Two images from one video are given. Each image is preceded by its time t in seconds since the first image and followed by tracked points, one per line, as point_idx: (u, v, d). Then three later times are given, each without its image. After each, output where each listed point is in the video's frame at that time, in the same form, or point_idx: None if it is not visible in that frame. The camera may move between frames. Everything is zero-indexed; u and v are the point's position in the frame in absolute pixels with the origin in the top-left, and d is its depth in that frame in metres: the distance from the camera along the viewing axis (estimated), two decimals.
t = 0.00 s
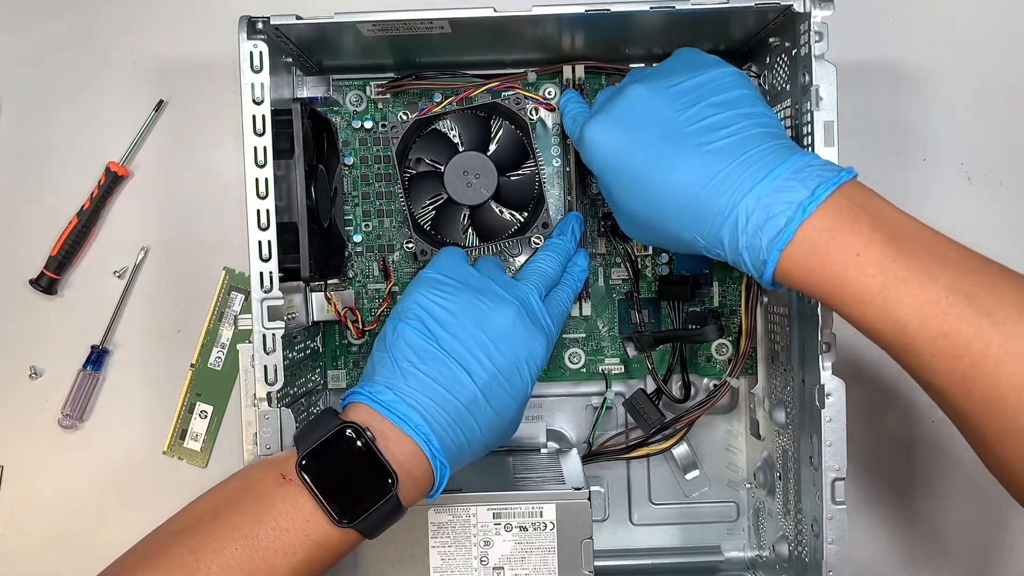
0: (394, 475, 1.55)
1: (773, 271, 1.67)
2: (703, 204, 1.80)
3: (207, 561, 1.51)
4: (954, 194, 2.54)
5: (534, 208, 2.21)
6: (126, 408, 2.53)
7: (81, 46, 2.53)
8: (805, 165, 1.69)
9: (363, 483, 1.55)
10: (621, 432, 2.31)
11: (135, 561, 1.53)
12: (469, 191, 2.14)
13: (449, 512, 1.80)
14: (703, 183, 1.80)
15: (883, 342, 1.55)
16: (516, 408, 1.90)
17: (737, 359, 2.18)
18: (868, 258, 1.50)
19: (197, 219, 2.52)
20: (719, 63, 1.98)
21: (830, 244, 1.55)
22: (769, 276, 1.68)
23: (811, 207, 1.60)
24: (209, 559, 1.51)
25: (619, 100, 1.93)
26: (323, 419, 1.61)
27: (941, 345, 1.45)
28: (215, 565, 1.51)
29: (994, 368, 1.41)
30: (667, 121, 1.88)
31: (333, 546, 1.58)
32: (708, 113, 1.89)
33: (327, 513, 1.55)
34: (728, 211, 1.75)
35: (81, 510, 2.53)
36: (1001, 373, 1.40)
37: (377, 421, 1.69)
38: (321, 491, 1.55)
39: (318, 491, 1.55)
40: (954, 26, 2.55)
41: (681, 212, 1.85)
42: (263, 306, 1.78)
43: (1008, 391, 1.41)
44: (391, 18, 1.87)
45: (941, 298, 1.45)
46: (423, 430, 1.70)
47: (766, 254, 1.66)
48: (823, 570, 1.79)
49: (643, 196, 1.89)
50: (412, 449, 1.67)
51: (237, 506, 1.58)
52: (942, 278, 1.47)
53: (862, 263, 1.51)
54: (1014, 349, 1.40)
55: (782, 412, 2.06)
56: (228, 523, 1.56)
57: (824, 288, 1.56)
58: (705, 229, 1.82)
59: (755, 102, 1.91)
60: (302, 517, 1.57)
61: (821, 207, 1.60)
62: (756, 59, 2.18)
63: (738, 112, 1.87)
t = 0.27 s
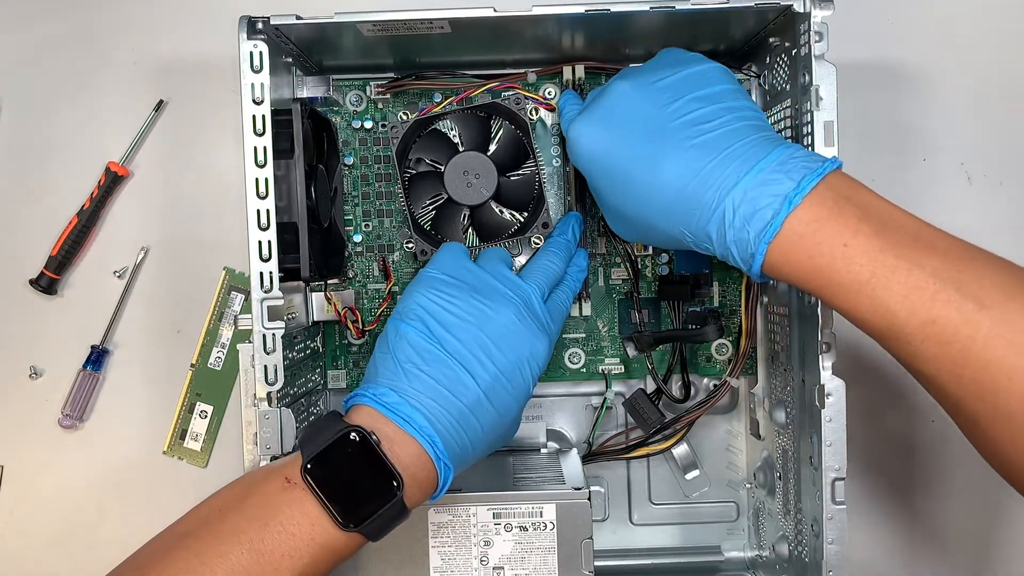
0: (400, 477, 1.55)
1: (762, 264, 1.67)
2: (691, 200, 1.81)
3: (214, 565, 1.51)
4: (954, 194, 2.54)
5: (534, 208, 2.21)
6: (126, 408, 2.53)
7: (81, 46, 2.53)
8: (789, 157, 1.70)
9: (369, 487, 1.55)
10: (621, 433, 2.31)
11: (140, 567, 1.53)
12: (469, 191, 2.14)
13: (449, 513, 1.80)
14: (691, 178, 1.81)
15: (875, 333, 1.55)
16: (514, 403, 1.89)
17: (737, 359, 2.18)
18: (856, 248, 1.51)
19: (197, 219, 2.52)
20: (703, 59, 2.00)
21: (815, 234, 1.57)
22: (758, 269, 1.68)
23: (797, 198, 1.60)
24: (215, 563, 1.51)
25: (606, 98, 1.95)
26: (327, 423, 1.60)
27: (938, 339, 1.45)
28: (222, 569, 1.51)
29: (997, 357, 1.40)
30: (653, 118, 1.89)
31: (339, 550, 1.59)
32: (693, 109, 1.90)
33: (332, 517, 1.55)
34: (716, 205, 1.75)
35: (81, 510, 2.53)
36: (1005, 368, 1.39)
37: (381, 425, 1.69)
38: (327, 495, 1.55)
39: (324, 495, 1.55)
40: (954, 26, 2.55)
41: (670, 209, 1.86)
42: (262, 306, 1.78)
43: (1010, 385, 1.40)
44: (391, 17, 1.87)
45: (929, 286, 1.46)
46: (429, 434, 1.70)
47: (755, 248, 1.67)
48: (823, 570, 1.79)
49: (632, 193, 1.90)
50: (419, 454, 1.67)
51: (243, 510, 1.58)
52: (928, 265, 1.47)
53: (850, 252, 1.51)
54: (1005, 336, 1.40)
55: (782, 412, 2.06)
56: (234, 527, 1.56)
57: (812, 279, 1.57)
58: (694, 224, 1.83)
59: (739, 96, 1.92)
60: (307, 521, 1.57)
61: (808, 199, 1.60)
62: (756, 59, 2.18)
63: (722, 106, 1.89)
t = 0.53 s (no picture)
0: (397, 470, 1.56)
1: (749, 262, 1.68)
2: (679, 199, 1.82)
3: (212, 552, 1.50)
4: (953, 194, 2.54)
5: (534, 208, 2.21)
6: (126, 408, 2.53)
7: (81, 46, 2.53)
8: (772, 156, 1.70)
9: (367, 478, 1.54)
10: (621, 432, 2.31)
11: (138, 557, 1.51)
12: (469, 191, 2.14)
13: (449, 513, 1.80)
14: (677, 179, 1.82)
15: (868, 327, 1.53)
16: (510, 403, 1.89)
17: (737, 360, 2.18)
18: (840, 241, 1.51)
19: (197, 219, 2.52)
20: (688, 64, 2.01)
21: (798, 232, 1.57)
22: (745, 267, 1.69)
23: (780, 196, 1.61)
24: (214, 551, 1.51)
25: (591, 101, 1.96)
26: (327, 413, 1.60)
27: (928, 329, 1.43)
28: (220, 557, 1.50)
29: (989, 347, 1.38)
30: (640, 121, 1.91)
31: (338, 539, 1.59)
32: (679, 110, 1.91)
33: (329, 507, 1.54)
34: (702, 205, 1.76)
35: (81, 510, 2.53)
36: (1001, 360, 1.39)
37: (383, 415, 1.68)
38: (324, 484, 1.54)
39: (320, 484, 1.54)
40: (954, 26, 2.55)
41: (657, 208, 1.87)
42: (263, 306, 1.78)
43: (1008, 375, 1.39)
44: (391, 17, 1.87)
45: (915, 277, 1.44)
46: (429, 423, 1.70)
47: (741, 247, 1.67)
48: (823, 570, 1.79)
49: (621, 196, 1.91)
50: (421, 444, 1.67)
51: (242, 499, 1.58)
52: (913, 255, 1.46)
53: (835, 245, 1.51)
54: (994, 324, 1.38)
55: (782, 412, 2.06)
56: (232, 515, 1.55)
57: (801, 276, 1.58)
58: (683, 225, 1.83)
59: (725, 98, 1.93)
60: (305, 510, 1.57)
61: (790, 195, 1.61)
62: (756, 59, 2.18)
63: (707, 107, 1.90)
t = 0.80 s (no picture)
0: (399, 465, 1.55)
1: (753, 251, 1.67)
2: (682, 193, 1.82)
3: (215, 548, 1.52)
4: (953, 193, 2.54)
5: (534, 208, 2.21)
6: (126, 408, 2.53)
7: (81, 46, 2.53)
8: (771, 147, 1.72)
9: (368, 474, 1.54)
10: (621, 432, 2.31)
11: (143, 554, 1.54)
12: (469, 191, 2.14)
13: (449, 513, 1.81)
14: (678, 172, 1.82)
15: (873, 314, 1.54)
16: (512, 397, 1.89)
17: (737, 359, 2.18)
18: (844, 227, 1.51)
19: (197, 219, 2.52)
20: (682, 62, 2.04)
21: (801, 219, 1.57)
22: (749, 258, 1.68)
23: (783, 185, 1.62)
24: (216, 547, 1.53)
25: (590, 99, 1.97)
26: (327, 411, 1.59)
27: (933, 314, 1.44)
28: (223, 553, 1.52)
29: (995, 331, 1.39)
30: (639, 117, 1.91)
31: (340, 534, 1.58)
32: (676, 106, 1.93)
33: (330, 504, 1.55)
34: (706, 198, 1.76)
35: (81, 510, 2.53)
36: (1000, 353, 1.39)
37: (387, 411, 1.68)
38: (326, 481, 1.54)
39: (321, 480, 1.54)
40: (954, 26, 2.55)
41: (660, 203, 1.87)
42: (263, 306, 1.78)
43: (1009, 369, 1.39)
44: (392, 17, 1.87)
45: (921, 263, 1.45)
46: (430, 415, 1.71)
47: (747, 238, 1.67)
48: (823, 570, 1.79)
49: (623, 192, 1.91)
50: (423, 438, 1.67)
51: (243, 495, 1.59)
52: (916, 241, 1.47)
53: (840, 233, 1.51)
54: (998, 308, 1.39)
55: (782, 412, 2.06)
56: (234, 510, 1.57)
57: (804, 265, 1.57)
58: (686, 219, 1.83)
59: (723, 93, 1.94)
60: (306, 505, 1.57)
61: (794, 182, 1.61)
62: (756, 59, 2.18)
63: (705, 102, 1.91)
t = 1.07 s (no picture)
0: (404, 470, 1.56)
1: (763, 260, 1.67)
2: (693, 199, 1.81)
3: (219, 556, 1.52)
4: (953, 193, 2.54)
5: (534, 208, 2.21)
6: (126, 408, 2.53)
7: (81, 46, 2.53)
8: (785, 155, 1.71)
9: (375, 481, 1.55)
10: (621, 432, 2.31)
11: (146, 560, 1.54)
12: (469, 191, 2.14)
13: (449, 513, 1.80)
14: (691, 178, 1.82)
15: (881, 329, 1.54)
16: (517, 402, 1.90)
17: (737, 359, 2.18)
18: (856, 239, 1.51)
19: (197, 219, 2.52)
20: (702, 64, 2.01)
21: (813, 229, 1.57)
22: (758, 266, 1.68)
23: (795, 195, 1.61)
24: (220, 555, 1.52)
25: (603, 101, 1.96)
26: (331, 417, 1.60)
27: (941, 330, 1.44)
28: (227, 561, 1.52)
29: (1002, 348, 1.40)
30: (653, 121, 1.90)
31: (345, 542, 1.59)
32: (690, 110, 1.92)
33: (336, 511, 1.55)
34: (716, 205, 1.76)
35: (81, 510, 2.53)
36: (1006, 369, 1.40)
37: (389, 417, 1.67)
38: (331, 489, 1.54)
39: (327, 488, 1.54)
40: (954, 25, 2.55)
41: (670, 207, 1.86)
42: (263, 306, 1.78)
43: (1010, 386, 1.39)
44: (391, 17, 1.87)
45: (931, 277, 1.46)
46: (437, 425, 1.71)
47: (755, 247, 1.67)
48: (823, 570, 1.79)
49: (633, 198, 1.91)
50: (426, 444, 1.67)
51: (248, 503, 1.58)
52: (925, 255, 1.48)
53: (851, 245, 1.51)
54: (1004, 324, 1.40)
55: (782, 412, 2.06)
56: (238, 519, 1.56)
57: (815, 277, 1.57)
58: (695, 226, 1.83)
59: (736, 98, 1.93)
60: (312, 514, 1.56)
61: (806, 192, 1.61)
62: (756, 59, 2.18)
63: (718, 106, 1.90)
